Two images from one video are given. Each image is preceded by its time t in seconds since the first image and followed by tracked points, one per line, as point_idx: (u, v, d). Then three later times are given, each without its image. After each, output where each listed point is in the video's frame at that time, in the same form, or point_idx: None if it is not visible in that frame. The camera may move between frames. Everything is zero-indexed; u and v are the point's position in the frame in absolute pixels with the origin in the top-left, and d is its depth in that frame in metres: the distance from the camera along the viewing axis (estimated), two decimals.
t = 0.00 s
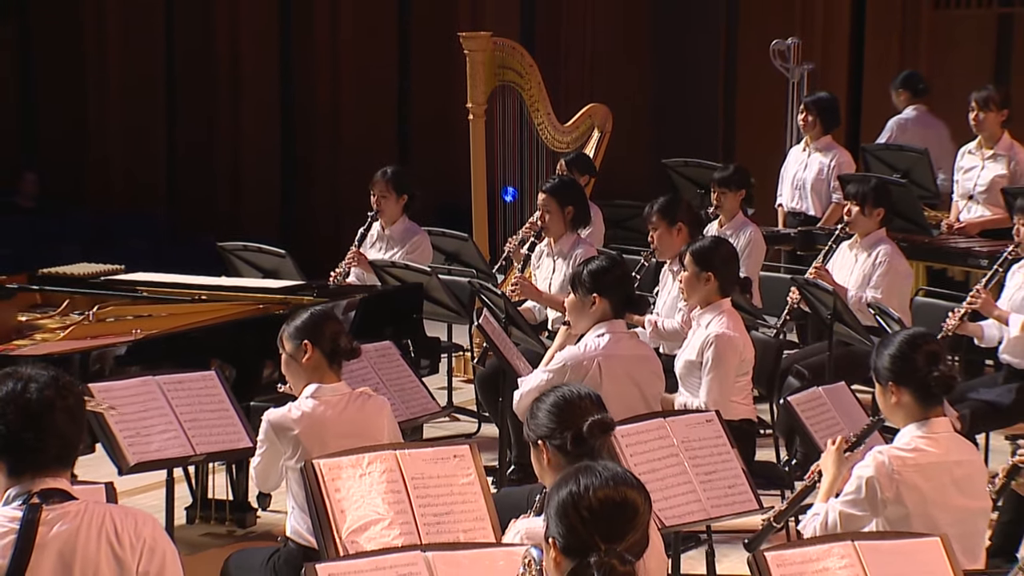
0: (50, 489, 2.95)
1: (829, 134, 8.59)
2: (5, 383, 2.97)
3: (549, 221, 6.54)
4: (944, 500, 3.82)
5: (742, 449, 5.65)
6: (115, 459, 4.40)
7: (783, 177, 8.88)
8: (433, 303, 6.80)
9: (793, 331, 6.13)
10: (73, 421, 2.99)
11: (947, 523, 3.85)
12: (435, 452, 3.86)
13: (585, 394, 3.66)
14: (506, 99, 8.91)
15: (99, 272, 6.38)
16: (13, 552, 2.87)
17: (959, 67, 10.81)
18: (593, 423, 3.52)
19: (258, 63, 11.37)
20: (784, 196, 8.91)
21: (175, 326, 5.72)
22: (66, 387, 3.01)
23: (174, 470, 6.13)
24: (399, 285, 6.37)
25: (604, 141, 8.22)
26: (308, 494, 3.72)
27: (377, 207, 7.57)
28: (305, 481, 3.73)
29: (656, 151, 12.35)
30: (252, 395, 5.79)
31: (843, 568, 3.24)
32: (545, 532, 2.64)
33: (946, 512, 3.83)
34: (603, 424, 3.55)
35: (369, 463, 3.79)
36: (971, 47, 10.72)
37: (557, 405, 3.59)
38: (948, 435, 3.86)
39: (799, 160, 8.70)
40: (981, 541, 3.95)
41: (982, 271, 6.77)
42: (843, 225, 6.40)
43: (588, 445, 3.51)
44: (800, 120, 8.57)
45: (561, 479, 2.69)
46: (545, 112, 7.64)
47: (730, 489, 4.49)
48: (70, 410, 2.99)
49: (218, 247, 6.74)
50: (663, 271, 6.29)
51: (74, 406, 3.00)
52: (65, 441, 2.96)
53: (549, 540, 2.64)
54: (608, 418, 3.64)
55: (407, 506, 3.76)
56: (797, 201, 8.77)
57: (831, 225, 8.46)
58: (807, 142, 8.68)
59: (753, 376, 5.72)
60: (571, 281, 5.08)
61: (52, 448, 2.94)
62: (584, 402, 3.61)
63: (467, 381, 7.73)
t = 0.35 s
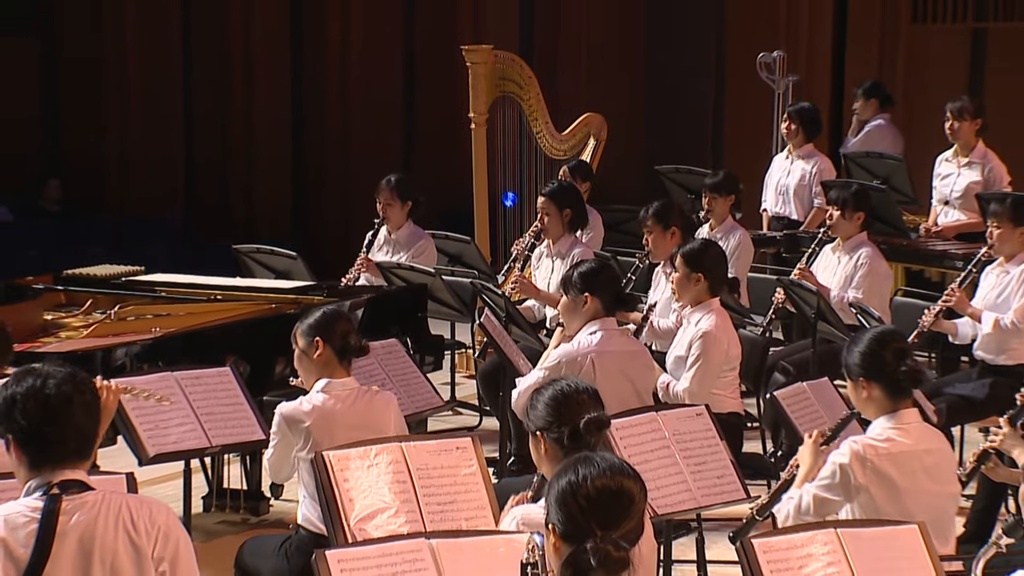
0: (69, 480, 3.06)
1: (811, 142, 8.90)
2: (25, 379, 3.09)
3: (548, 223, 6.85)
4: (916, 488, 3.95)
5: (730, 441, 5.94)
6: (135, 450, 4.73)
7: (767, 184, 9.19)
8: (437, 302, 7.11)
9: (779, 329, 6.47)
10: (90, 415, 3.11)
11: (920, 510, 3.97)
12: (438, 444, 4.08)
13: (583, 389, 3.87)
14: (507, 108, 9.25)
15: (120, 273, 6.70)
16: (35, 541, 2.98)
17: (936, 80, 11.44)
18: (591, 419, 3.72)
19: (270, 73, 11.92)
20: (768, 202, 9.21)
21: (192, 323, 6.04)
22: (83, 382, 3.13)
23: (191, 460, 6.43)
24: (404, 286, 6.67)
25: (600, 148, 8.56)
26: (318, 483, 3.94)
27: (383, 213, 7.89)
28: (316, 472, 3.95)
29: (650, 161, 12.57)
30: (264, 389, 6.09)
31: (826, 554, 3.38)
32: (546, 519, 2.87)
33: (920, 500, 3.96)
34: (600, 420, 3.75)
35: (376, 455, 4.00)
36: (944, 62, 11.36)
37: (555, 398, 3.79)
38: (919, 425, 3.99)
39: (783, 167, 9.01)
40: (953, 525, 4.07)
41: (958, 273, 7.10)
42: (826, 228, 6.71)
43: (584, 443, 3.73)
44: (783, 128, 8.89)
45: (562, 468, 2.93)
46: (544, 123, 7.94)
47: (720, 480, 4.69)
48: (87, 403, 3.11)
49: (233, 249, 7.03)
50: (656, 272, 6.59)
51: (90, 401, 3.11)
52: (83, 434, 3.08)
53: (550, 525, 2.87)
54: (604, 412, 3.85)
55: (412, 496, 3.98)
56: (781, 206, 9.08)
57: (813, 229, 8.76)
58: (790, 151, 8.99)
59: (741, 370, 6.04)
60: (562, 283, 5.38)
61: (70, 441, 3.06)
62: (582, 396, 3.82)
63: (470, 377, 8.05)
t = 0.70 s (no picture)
0: (97, 471, 3.31)
1: (794, 150, 9.25)
2: (57, 375, 3.36)
3: (546, 226, 7.19)
4: (880, 474, 4.29)
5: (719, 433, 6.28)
6: (156, 441, 5.02)
7: (752, 190, 9.54)
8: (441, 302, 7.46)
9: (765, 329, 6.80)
10: (116, 410, 3.37)
11: (885, 494, 4.32)
12: (443, 436, 4.31)
13: (584, 384, 4.06)
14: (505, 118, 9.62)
15: (141, 275, 7.06)
16: (64, 526, 3.23)
17: (910, 94, 11.61)
18: (590, 422, 3.95)
19: (284, 66, 12.56)
20: (753, 207, 9.56)
21: (210, 323, 6.36)
22: (110, 379, 3.41)
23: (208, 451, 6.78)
24: (410, 286, 7.02)
25: (595, 156, 8.87)
26: (328, 473, 4.16)
27: (390, 218, 8.23)
28: (326, 463, 4.17)
29: (641, 166, 12.90)
30: (277, 384, 6.43)
31: (809, 539, 3.51)
32: (545, 505, 3.14)
33: (884, 486, 4.30)
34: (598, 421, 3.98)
35: (383, 446, 4.23)
36: (917, 75, 11.53)
37: (557, 396, 3.98)
38: (873, 414, 4.35)
39: (767, 174, 9.35)
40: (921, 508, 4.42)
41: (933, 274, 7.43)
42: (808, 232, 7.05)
43: (582, 441, 3.95)
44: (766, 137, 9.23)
45: (559, 456, 3.19)
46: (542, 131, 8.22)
47: (709, 470, 4.99)
48: (113, 399, 3.37)
49: (247, 251, 7.37)
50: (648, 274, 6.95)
51: (117, 395, 3.38)
52: (109, 428, 3.34)
53: (548, 510, 3.14)
54: (602, 407, 4.07)
55: (417, 486, 4.20)
56: (766, 212, 9.43)
57: (796, 232, 9.10)
58: (774, 159, 9.35)
59: (728, 366, 6.40)
60: (551, 284, 5.71)
61: (98, 434, 3.32)
62: (583, 393, 4.02)
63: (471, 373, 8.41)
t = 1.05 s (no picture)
0: (126, 461, 3.60)
1: (777, 158, 9.62)
2: (88, 371, 3.66)
3: (543, 231, 7.56)
4: (848, 463, 4.65)
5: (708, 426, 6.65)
6: (177, 431, 5.38)
7: (738, 196, 9.93)
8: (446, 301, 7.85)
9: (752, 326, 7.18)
10: (143, 403, 3.65)
11: (854, 481, 4.67)
12: (446, 428, 4.56)
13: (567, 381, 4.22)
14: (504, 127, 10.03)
15: (163, 275, 7.46)
16: (95, 512, 3.52)
17: (887, 105, 12.00)
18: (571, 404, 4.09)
19: (296, 73, 13.35)
20: (740, 212, 9.94)
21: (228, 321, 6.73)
22: (139, 375, 3.69)
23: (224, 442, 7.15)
24: (415, 287, 7.41)
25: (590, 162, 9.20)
26: (338, 463, 4.39)
27: (396, 222, 8.62)
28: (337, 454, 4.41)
29: (635, 175, 13.51)
30: (290, 379, 6.79)
31: (793, 526, 3.55)
32: (541, 496, 3.19)
33: (852, 474, 4.65)
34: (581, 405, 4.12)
35: (391, 438, 4.46)
36: (895, 91, 11.96)
37: (541, 394, 4.13)
38: (839, 407, 4.69)
39: (752, 181, 9.74)
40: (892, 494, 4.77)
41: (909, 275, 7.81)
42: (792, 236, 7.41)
43: (569, 423, 4.07)
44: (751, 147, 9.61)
45: (555, 450, 3.24)
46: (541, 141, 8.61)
47: (697, 461, 5.22)
48: (140, 395, 3.66)
49: (263, 254, 7.76)
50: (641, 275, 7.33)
51: (145, 390, 3.66)
52: (137, 421, 3.61)
53: (544, 501, 3.19)
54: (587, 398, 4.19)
55: (422, 475, 4.43)
56: (752, 217, 9.81)
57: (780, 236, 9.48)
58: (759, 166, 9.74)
59: (717, 362, 6.78)
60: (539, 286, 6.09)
61: (127, 426, 3.60)
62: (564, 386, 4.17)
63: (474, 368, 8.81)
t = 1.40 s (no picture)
0: (150, 451, 3.81)
1: (761, 166, 10.03)
2: (115, 366, 3.87)
3: (541, 234, 7.97)
4: (830, 453, 4.88)
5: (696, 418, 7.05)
6: (196, 423, 5.78)
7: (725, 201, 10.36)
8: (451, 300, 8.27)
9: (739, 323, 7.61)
10: (167, 397, 3.87)
11: (835, 470, 4.91)
12: (447, 422, 4.80)
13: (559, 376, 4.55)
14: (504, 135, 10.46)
15: (182, 276, 7.87)
16: (122, 499, 3.74)
17: (865, 117, 12.79)
18: (564, 396, 4.41)
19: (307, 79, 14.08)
20: (726, 217, 10.36)
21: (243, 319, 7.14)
22: (162, 371, 3.91)
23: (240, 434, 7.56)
24: (422, 287, 7.83)
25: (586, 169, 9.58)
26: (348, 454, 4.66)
27: (403, 224, 9.02)
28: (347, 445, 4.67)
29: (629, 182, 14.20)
30: (302, 373, 7.21)
31: (777, 512, 3.80)
32: (535, 486, 3.21)
33: (834, 462, 4.90)
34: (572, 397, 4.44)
35: (397, 429, 4.73)
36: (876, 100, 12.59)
37: (534, 388, 4.47)
38: (823, 400, 4.94)
39: (738, 187, 10.16)
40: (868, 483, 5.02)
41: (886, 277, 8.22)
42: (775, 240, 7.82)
43: (561, 414, 4.41)
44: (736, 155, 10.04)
45: (548, 442, 3.28)
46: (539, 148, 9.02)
47: (688, 450, 5.54)
48: (164, 389, 3.88)
49: (277, 256, 8.18)
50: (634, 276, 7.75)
51: (168, 385, 3.89)
52: (160, 414, 3.83)
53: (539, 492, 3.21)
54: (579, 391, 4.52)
55: (427, 465, 4.69)
56: (738, 222, 10.23)
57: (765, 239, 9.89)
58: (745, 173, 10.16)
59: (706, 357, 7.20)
60: (532, 288, 6.49)
61: (150, 420, 3.82)
62: (557, 381, 4.50)
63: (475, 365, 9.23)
